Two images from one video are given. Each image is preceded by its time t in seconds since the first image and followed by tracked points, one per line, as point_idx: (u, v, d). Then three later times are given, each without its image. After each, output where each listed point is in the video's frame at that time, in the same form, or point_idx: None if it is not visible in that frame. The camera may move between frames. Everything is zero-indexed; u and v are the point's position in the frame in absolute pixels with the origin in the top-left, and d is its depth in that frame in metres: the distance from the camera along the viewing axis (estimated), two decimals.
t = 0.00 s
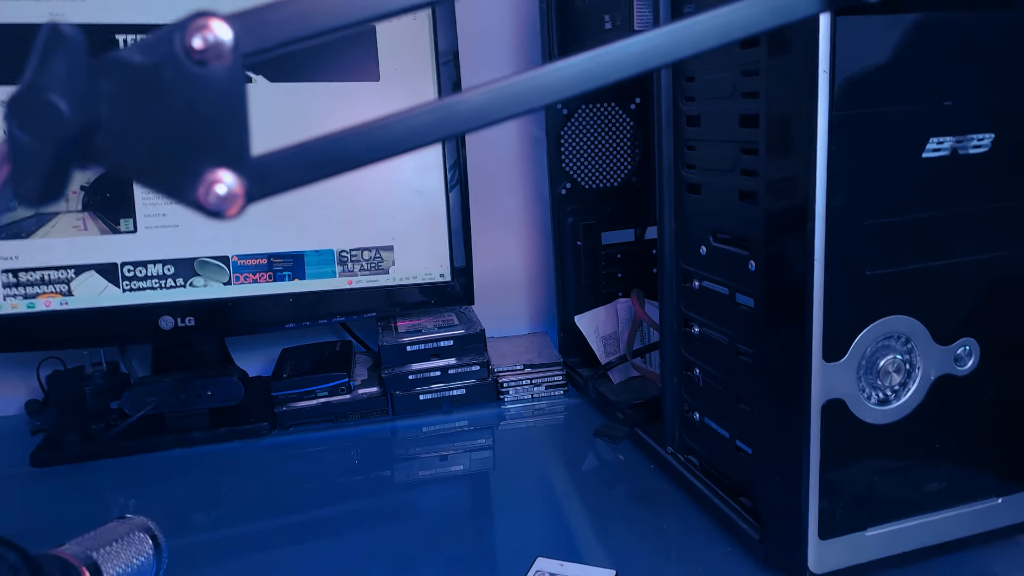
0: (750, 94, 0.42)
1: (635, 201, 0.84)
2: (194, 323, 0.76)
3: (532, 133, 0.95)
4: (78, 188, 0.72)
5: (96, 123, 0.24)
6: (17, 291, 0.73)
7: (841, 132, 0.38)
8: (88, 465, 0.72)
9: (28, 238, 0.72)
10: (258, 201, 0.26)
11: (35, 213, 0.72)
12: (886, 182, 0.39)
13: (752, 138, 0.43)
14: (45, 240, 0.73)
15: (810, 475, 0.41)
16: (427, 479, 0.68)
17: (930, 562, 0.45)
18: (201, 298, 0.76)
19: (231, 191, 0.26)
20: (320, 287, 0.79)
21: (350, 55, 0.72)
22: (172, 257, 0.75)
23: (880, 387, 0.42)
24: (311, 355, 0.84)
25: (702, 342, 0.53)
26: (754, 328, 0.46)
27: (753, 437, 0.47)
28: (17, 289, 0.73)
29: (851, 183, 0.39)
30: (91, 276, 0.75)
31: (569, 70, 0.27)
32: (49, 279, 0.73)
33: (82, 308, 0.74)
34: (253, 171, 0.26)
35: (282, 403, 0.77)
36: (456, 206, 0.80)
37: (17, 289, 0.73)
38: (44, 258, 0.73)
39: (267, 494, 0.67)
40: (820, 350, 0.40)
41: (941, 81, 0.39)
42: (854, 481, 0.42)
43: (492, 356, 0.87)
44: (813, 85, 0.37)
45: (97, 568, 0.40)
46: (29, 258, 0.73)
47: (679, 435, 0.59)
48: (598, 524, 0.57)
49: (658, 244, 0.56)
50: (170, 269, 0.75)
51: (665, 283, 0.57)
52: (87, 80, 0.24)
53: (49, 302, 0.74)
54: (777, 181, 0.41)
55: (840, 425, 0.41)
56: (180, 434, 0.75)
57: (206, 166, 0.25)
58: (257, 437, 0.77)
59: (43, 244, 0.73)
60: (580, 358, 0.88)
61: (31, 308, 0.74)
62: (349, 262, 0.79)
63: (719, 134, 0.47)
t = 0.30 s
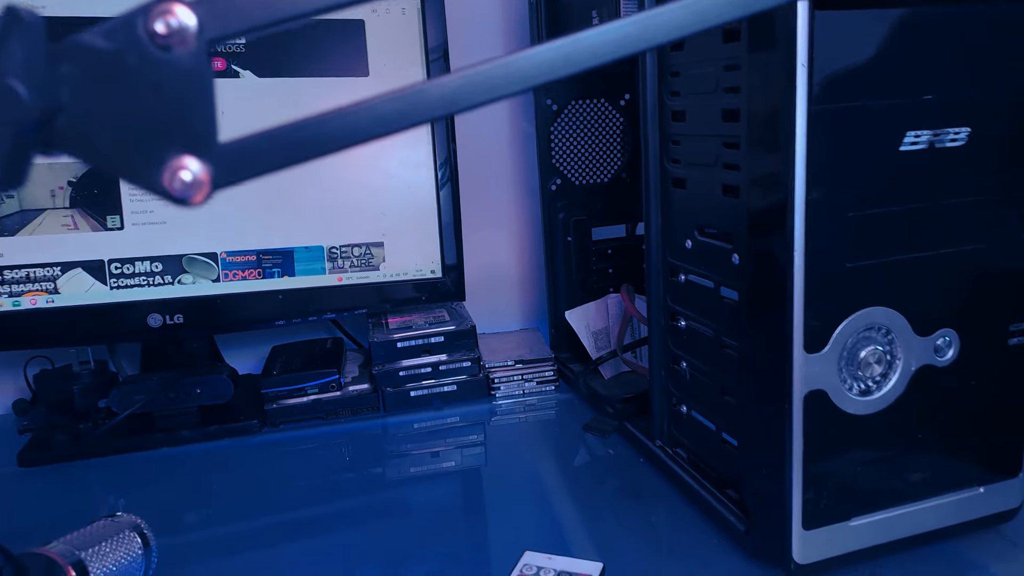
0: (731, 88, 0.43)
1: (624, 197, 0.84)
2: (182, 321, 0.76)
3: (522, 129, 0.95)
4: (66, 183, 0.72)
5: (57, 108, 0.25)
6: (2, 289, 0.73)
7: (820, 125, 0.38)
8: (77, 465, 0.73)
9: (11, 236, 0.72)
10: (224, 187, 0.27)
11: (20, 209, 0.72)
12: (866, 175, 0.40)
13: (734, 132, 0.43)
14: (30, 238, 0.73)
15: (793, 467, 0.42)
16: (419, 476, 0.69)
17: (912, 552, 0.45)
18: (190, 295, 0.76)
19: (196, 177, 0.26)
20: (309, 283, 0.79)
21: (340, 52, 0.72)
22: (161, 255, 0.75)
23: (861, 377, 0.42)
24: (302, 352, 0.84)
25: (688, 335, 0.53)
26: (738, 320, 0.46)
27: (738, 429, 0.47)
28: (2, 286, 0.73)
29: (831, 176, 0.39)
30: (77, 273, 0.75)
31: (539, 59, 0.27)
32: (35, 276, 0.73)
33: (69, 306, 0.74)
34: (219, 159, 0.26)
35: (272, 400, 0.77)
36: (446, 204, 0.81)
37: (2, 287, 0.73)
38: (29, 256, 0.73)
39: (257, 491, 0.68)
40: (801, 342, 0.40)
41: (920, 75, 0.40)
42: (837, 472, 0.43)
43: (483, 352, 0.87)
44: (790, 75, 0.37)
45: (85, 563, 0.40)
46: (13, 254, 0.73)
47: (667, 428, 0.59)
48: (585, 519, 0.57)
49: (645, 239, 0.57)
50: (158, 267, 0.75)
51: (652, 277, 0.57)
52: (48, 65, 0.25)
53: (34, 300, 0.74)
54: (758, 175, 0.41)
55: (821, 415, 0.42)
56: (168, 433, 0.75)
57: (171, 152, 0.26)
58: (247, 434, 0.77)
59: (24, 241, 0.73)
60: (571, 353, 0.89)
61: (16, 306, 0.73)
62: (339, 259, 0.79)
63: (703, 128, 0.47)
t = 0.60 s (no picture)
0: (722, 76, 0.43)
1: (613, 189, 0.84)
2: (169, 310, 0.75)
3: (512, 121, 0.95)
4: (75, 169, 0.72)
5: (44, 70, 0.25)
6: None
7: (808, 113, 0.38)
8: (62, 452, 0.72)
9: (9, 221, 0.72)
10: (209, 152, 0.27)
11: (25, 194, 0.72)
12: (853, 163, 0.40)
13: (723, 120, 0.43)
14: (18, 227, 0.72)
15: (776, 455, 0.42)
16: (405, 466, 0.69)
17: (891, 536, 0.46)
18: (175, 283, 0.76)
19: (182, 141, 0.26)
20: (297, 273, 0.79)
21: (330, 40, 0.72)
22: (148, 243, 0.74)
23: (845, 365, 0.42)
24: (289, 341, 0.84)
25: (674, 325, 0.54)
26: (724, 309, 0.46)
27: (722, 418, 0.47)
28: None
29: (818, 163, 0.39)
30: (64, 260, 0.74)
31: (521, 31, 0.27)
32: (22, 263, 0.73)
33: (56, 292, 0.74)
34: (205, 123, 0.26)
35: (259, 390, 0.77)
36: (435, 198, 0.81)
37: None
38: (17, 242, 0.72)
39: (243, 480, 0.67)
40: (786, 329, 0.41)
41: (909, 63, 0.40)
42: (819, 460, 0.43)
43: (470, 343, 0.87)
44: (780, 61, 0.37)
45: (69, 546, 0.40)
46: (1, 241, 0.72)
47: (653, 417, 0.60)
48: (570, 509, 0.57)
49: (632, 229, 0.57)
50: (146, 255, 0.75)
51: (639, 266, 0.57)
52: (37, 26, 0.24)
53: (21, 287, 0.73)
54: (746, 163, 0.41)
55: (805, 402, 0.42)
56: (155, 421, 0.74)
57: (157, 115, 0.26)
58: (233, 423, 0.76)
59: (12, 228, 0.72)
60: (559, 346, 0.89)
61: (2, 293, 0.73)
62: (328, 249, 0.79)
63: (691, 117, 0.48)
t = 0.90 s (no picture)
0: (765, 46, 0.42)
1: (636, 166, 0.84)
2: (192, 268, 0.76)
3: (535, 96, 0.94)
4: (133, 124, 0.72)
5: None
6: (19, 226, 0.72)
7: (852, 83, 0.38)
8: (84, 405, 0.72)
9: (46, 172, 0.72)
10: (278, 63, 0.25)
11: (78, 148, 0.72)
12: (893, 135, 0.40)
13: (763, 90, 0.43)
14: (47, 180, 0.72)
15: (799, 434, 0.42)
16: (418, 434, 0.69)
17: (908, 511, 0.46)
18: (199, 243, 0.76)
19: (274, 53, 0.34)
20: (318, 239, 0.78)
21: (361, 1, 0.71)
22: (175, 201, 0.74)
23: (874, 341, 0.42)
24: (308, 306, 0.84)
25: (697, 300, 0.54)
26: (751, 283, 0.46)
27: (744, 392, 0.47)
28: (19, 223, 0.72)
29: (858, 136, 0.39)
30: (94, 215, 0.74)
31: None
32: (52, 215, 0.72)
33: (85, 246, 0.74)
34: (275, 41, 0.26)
35: (280, 350, 0.77)
36: (456, 174, 0.81)
37: (19, 224, 0.72)
38: (46, 194, 0.72)
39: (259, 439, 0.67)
40: (817, 302, 0.41)
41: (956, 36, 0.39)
42: (838, 442, 0.43)
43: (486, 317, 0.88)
44: (829, 29, 0.37)
45: (104, 489, 0.42)
46: (30, 192, 0.72)
47: (669, 392, 0.60)
48: (583, 477, 0.57)
49: (660, 202, 0.57)
50: (173, 213, 0.75)
51: (664, 240, 0.57)
52: None
53: (51, 239, 0.73)
54: (785, 133, 0.41)
55: (829, 376, 0.42)
56: (177, 376, 0.75)
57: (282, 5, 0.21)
58: (253, 382, 0.77)
59: (48, 180, 0.72)
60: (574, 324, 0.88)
61: (32, 244, 0.73)
62: (350, 215, 0.79)
63: (730, 88, 0.47)
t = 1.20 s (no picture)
0: None
1: (674, 122, 0.83)
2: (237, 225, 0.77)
3: (572, 52, 0.90)
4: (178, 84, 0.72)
5: None
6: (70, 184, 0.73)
7: (908, 29, 0.38)
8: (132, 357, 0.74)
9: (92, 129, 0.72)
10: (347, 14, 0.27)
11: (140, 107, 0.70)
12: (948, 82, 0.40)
13: (813, 36, 0.42)
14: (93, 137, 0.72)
15: (845, 384, 0.44)
16: (454, 387, 0.68)
17: (946, 458, 0.47)
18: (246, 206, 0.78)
19: None
20: (357, 196, 0.79)
21: None
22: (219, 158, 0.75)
23: (923, 291, 0.44)
24: (347, 263, 0.85)
25: (740, 252, 0.53)
26: (796, 234, 0.46)
27: (787, 343, 0.48)
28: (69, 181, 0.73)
29: (915, 84, 0.39)
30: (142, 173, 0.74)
31: None
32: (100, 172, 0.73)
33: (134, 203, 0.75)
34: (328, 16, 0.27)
35: (321, 305, 0.79)
36: (493, 136, 0.79)
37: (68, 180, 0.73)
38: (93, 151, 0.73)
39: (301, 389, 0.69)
40: (866, 249, 0.42)
41: None
42: (882, 396, 0.45)
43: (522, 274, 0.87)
44: None
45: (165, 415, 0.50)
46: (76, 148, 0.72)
47: (709, 345, 0.60)
48: (623, 423, 0.58)
49: (702, 155, 0.56)
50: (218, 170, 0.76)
51: (705, 193, 0.57)
52: None
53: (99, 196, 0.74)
54: (835, 81, 0.40)
55: (880, 322, 0.44)
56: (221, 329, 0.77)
57: None
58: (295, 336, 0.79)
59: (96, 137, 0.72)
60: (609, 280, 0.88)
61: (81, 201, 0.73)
62: (386, 172, 0.79)
63: (778, 35, 0.47)
